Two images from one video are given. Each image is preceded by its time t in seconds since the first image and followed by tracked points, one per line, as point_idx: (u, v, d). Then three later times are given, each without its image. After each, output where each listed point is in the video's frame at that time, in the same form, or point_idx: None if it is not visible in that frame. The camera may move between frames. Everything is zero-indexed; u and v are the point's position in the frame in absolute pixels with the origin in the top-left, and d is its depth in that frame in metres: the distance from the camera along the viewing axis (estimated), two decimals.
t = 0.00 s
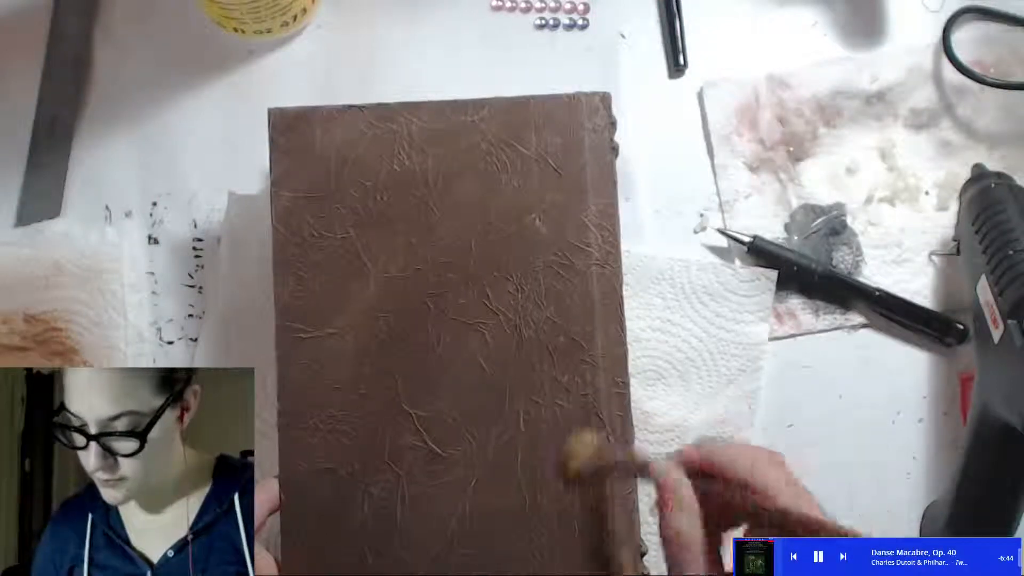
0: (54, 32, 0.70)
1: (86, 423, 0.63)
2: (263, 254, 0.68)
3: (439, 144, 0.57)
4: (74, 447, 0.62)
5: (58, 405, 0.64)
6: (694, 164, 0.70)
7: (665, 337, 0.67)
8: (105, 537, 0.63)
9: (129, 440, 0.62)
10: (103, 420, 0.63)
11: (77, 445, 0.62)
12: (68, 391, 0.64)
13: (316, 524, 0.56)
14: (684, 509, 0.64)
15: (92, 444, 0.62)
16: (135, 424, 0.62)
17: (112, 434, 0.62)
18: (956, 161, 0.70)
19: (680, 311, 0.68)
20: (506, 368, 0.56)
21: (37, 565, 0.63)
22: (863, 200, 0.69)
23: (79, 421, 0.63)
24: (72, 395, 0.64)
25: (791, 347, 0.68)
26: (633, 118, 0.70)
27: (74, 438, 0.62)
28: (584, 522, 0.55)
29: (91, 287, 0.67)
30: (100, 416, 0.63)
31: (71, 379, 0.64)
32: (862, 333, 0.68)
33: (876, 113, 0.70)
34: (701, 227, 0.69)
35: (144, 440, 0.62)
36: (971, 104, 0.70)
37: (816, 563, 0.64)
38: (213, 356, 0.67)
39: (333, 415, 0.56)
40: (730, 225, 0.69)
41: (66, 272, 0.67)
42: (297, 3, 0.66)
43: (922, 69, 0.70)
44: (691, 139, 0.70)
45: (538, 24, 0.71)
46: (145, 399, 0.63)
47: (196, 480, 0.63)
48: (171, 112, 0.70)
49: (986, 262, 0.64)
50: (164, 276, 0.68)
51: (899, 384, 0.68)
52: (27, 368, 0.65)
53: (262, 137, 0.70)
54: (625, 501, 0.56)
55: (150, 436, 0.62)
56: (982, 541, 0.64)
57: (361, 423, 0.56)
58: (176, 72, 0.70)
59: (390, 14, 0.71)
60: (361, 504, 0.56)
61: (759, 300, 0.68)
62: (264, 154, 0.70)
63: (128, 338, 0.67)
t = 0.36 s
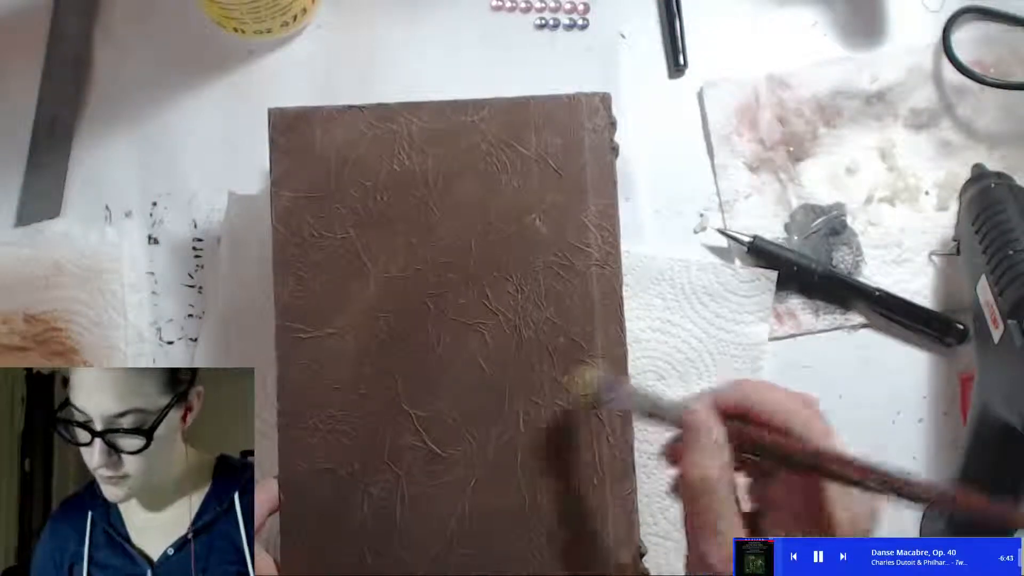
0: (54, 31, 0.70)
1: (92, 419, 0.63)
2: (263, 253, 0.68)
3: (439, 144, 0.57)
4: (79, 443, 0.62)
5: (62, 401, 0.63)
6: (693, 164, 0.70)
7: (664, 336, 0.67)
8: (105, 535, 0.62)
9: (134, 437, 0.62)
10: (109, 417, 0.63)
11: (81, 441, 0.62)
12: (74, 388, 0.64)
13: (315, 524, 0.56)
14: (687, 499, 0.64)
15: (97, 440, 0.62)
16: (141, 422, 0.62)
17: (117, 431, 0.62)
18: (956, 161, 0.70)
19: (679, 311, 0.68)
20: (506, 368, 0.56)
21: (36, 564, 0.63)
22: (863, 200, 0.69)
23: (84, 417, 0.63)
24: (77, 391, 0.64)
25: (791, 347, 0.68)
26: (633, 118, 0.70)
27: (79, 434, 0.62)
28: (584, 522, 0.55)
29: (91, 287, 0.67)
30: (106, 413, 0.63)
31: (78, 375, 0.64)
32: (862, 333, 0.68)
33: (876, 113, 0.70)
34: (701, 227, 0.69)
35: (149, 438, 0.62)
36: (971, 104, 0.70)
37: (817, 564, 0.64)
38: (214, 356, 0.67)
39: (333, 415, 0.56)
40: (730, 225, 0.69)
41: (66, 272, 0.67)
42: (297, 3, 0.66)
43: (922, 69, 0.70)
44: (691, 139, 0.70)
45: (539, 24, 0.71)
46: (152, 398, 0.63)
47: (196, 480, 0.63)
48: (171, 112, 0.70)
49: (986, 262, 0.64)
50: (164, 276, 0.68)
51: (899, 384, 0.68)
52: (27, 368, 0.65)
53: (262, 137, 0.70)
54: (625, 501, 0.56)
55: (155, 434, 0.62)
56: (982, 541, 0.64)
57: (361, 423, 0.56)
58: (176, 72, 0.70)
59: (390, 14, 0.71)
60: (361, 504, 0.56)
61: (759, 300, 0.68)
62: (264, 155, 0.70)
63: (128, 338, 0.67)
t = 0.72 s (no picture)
0: (54, 32, 0.70)
1: (92, 417, 0.63)
2: (263, 253, 0.68)
3: (438, 144, 0.57)
4: (78, 442, 0.62)
5: (62, 400, 0.63)
6: (693, 164, 0.70)
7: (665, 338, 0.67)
8: (106, 535, 0.62)
9: (134, 435, 0.62)
10: (108, 415, 0.63)
11: (81, 440, 0.62)
12: (74, 386, 0.64)
13: (316, 524, 0.56)
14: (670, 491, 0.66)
15: (97, 438, 0.62)
16: (140, 420, 0.62)
17: (117, 429, 0.62)
18: (956, 161, 0.70)
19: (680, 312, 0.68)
20: (506, 367, 0.56)
21: (33, 564, 0.62)
22: (863, 200, 0.69)
23: (84, 416, 0.63)
24: (77, 390, 0.64)
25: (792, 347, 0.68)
26: (633, 118, 0.70)
27: (79, 433, 0.62)
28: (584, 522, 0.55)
29: (91, 287, 0.67)
30: (106, 411, 0.63)
31: (78, 374, 0.64)
32: (862, 333, 0.68)
33: (876, 113, 0.70)
34: (701, 226, 0.69)
35: (148, 436, 0.62)
36: (971, 104, 0.70)
37: (816, 563, 0.65)
38: (213, 356, 0.67)
39: (333, 415, 0.56)
40: (730, 225, 0.69)
41: (65, 272, 0.67)
42: (297, 3, 0.66)
43: (922, 69, 0.71)
44: (691, 139, 0.70)
45: (539, 24, 0.71)
46: (151, 396, 0.63)
47: (196, 479, 0.63)
48: (171, 112, 0.70)
49: (986, 262, 0.64)
50: (164, 276, 0.68)
51: (899, 384, 0.68)
52: (27, 368, 0.65)
53: (262, 137, 0.70)
54: (626, 501, 0.56)
55: (155, 432, 0.62)
56: (981, 542, 0.65)
57: (361, 423, 0.56)
58: (176, 72, 0.70)
59: (390, 14, 0.71)
60: (362, 504, 0.56)
61: (759, 301, 0.68)
62: (264, 155, 0.70)
63: (128, 338, 0.67)
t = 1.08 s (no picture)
0: (54, 31, 0.70)
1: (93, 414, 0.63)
2: (263, 254, 0.68)
3: (439, 144, 0.57)
4: (78, 439, 0.62)
5: (62, 398, 0.64)
6: (694, 164, 0.70)
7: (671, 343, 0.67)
8: (106, 534, 0.62)
9: (135, 431, 0.62)
10: (109, 412, 0.63)
11: (81, 437, 0.62)
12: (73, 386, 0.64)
13: (316, 524, 0.56)
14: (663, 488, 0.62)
15: (97, 435, 0.62)
16: (140, 417, 0.62)
17: (119, 426, 0.62)
18: (956, 161, 0.70)
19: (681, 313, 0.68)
20: (506, 366, 0.56)
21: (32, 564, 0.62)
22: (863, 200, 0.70)
23: (85, 413, 0.63)
24: (78, 387, 0.64)
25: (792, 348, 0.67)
26: (633, 118, 0.70)
27: (79, 430, 0.62)
28: (584, 522, 0.55)
29: (91, 287, 0.67)
30: (107, 408, 0.63)
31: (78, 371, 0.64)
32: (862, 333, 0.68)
33: (876, 113, 0.70)
34: (702, 226, 0.69)
35: (148, 433, 0.62)
36: (971, 104, 0.70)
37: (815, 563, 0.64)
38: (214, 356, 0.67)
39: (334, 415, 0.56)
40: (730, 225, 0.69)
41: (65, 272, 0.67)
42: (297, 3, 0.66)
43: (922, 69, 0.70)
44: (691, 140, 0.70)
45: (539, 24, 0.71)
46: (151, 393, 0.63)
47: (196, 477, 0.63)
48: (171, 112, 0.70)
49: (985, 262, 0.64)
50: (164, 276, 0.68)
51: (899, 384, 0.68)
52: (27, 368, 0.65)
53: (262, 137, 0.70)
54: (627, 501, 0.56)
55: (155, 429, 0.62)
56: (981, 542, 0.64)
57: (362, 423, 0.56)
58: (176, 72, 0.70)
59: (390, 14, 0.71)
60: (362, 504, 0.56)
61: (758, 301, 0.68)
62: (264, 155, 0.70)
63: (128, 338, 0.67)
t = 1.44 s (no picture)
0: (54, 31, 0.70)
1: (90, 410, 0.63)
2: (263, 254, 0.68)
3: (439, 144, 0.57)
4: (75, 435, 0.62)
5: (59, 395, 0.64)
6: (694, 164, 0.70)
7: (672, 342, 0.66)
8: (106, 534, 0.62)
9: (131, 425, 0.62)
10: (105, 407, 0.63)
11: (77, 433, 0.62)
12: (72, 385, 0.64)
13: (316, 524, 0.56)
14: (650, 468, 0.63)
15: (93, 430, 0.62)
16: (136, 411, 0.63)
17: (115, 421, 0.63)
18: (956, 161, 0.70)
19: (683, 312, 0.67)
20: (505, 366, 0.56)
21: (32, 563, 0.62)
22: (863, 201, 0.70)
23: (81, 409, 0.63)
24: (75, 383, 0.64)
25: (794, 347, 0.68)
26: (633, 118, 0.70)
27: (76, 425, 0.62)
28: (584, 521, 0.55)
29: (90, 287, 0.67)
30: (103, 403, 0.63)
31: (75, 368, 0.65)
32: (861, 334, 0.68)
33: (876, 113, 0.70)
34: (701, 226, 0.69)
35: (143, 427, 0.62)
36: (971, 104, 0.70)
37: (816, 564, 0.64)
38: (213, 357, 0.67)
39: (334, 415, 0.56)
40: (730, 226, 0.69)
41: (65, 272, 0.67)
42: (297, 3, 0.66)
43: (921, 69, 0.70)
44: (691, 140, 0.70)
45: (539, 24, 0.71)
46: (148, 389, 0.64)
47: (195, 476, 0.63)
48: (171, 112, 0.70)
49: (986, 261, 0.65)
50: (164, 276, 0.69)
51: (898, 384, 0.68)
52: (27, 368, 0.65)
53: (262, 138, 0.70)
54: (627, 501, 0.56)
55: (150, 423, 0.62)
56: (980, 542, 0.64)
57: (362, 423, 0.56)
58: (176, 72, 0.70)
59: (390, 14, 0.71)
60: (362, 504, 0.56)
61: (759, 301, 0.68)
62: (264, 155, 0.70)
63: (128, 338, 0.67)
